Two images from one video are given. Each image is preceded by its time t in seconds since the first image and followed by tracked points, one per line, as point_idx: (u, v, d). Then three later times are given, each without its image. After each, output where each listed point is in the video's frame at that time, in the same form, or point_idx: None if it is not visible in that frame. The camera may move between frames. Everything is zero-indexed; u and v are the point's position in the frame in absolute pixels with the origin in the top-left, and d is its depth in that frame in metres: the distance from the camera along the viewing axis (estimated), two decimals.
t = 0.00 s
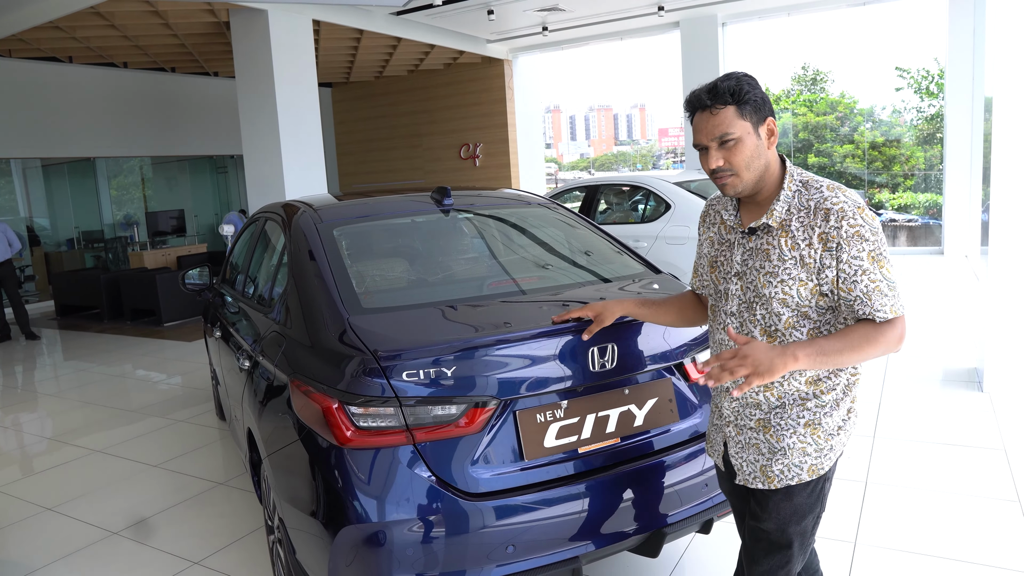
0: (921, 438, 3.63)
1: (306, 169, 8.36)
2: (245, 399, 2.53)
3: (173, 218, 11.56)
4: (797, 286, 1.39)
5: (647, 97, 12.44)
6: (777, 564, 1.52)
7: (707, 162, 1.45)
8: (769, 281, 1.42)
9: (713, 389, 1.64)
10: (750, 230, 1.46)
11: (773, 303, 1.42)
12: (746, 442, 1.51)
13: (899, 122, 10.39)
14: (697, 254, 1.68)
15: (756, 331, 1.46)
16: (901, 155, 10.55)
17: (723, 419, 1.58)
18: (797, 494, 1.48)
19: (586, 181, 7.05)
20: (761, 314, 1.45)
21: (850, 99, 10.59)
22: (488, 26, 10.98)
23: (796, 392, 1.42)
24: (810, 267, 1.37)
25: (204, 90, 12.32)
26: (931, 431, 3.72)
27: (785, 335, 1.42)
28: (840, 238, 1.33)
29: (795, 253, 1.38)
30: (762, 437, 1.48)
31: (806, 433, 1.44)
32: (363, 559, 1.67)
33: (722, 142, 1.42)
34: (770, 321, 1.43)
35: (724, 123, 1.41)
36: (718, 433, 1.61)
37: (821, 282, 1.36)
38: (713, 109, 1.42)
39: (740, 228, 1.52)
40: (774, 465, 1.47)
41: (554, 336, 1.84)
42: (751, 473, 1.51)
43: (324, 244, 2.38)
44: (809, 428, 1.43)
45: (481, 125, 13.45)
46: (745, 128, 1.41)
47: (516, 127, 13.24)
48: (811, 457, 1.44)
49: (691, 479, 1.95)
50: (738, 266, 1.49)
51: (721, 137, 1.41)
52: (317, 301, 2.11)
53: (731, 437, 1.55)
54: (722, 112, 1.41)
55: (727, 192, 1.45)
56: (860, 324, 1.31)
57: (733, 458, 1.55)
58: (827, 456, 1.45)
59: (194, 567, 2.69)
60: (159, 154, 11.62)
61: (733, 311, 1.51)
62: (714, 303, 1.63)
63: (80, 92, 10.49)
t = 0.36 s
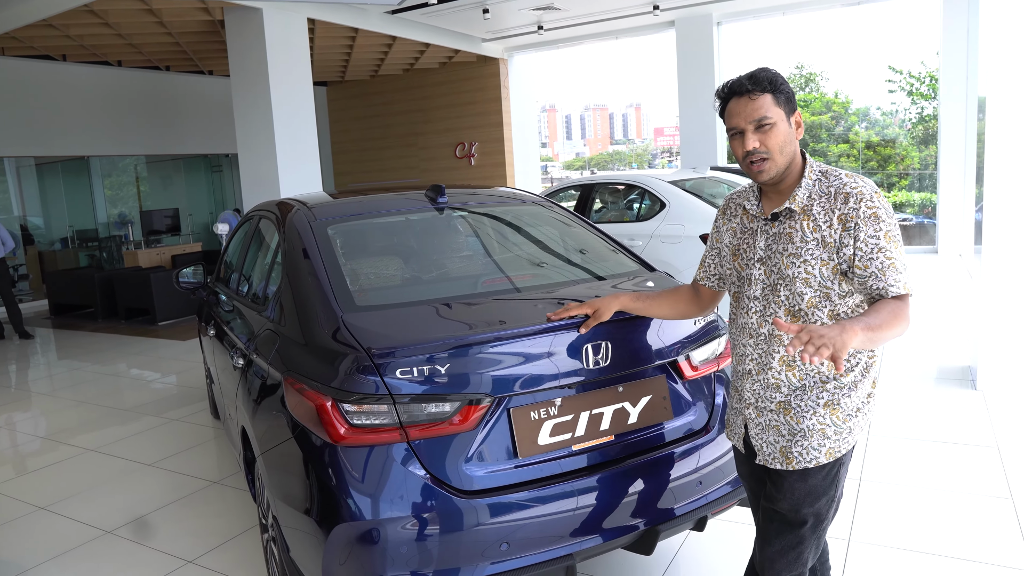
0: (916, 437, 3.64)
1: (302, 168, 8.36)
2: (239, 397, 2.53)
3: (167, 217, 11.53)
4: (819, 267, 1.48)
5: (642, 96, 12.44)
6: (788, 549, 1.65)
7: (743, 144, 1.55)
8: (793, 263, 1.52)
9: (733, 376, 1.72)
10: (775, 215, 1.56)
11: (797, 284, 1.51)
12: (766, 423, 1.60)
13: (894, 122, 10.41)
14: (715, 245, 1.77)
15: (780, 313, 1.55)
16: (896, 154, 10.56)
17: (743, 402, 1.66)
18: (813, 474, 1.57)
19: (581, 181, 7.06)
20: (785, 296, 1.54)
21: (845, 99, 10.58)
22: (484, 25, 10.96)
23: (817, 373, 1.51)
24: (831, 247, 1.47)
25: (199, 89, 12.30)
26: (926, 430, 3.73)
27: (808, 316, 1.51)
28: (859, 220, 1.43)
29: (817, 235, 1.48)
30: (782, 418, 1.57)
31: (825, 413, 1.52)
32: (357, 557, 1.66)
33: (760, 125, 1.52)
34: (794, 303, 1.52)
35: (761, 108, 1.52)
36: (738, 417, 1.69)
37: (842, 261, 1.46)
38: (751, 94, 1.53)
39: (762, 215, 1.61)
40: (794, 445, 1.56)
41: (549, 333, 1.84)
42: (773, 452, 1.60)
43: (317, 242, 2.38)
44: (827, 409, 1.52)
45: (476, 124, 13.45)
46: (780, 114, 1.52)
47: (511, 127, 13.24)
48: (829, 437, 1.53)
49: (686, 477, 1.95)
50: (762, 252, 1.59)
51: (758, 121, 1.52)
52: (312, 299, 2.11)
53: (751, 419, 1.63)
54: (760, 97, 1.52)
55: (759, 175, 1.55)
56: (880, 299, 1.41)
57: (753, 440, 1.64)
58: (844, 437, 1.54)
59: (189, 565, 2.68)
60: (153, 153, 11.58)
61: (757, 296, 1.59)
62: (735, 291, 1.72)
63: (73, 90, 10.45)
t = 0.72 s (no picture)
0: (907, 434, 3.66)
1: (294, 166, 8.33)
2: (231, 396, 2.52)
3: (158, 215, 11.47)
4: (823, 258, 1.50)
5: (634, 94, 12.43)
6: (791, 544, 1.66)
7: (740, 143, 1.55)
8: (797, 256, 1.53)
9: (739, 370, 1.74)
10: (776, 211, 1.57)
11: (801, 276, 1.52)
12: (773, 415, 1.62)
13: (885, 121, 10.47)
14: (716, 243, 1.79)
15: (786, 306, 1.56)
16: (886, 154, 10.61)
17: (750, 395, 1.68)
18: (819, 465, 1.60)
19: (574, 179, 7.06)
20: (789, 290, 1.55)
21: (836, 98, 10.63)
22: (477, 22, 10.95)
23: (825, 363, 1.54)
24: (833, 239, 1.49)
25: (190, 86, 12.26)
26: (916, 426, 3.75)
27: (814, 307, 1.52)
28: (859, 211, 1.46)
29: (819, 227, 1.50)
30: (789, 409, 1.60)
31: (832, 403, 1.55)
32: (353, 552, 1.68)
33: (755, 124, 1.52)
34: (799, 295, 1.53)
35: (756, 107, 1.53)
36: (744, 410, 1.72)
37: (845, 252, 1.48)
38: (746, 94, 1.53)
39: (762, 213, 1.62)
40: (803, 435, 1.59)
41: (542, 331, 1.85)
42: (780, 443, 1.63)
43: (310, 239, 2.37)
44: (834, 398, 1.55)
45: (469, 122, 13.44)
46: (775, 113, 1.53)
47: (504, 125, 13.24)
48: (836, 426, 1.56)
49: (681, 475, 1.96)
50: (765, 247, 1.60)
51: (754, 119, 1.52)
52: (304, 296, 2.10)
53: (757, 411, 1.66)
54: (755, 96, 1.53)
55: (756, 173, 1.55)
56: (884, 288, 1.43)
57: (759, 431, 1.67)
58: (850, 427, 1.56)
59: (182, 564, 2.67)
60: (144, 151, 11.52)
61: (762, 291, 1.60)
62: (738, 287, 1.73)
63: (63, 87, 10.39)
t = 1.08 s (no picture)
0: (896, 431, 3.70)
1: (283, 164, 8.30)
2: (221, 394, 2.51)
3: (146, 212, 11.40)
4: (810, 256, 1.51)
5: (623, 94, 12.44)
6: (791, 540, 1.67)
7: (722, 150, 1.56)
8: (784, 255, 1.54)
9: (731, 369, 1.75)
10: (761, 211, 1.59)
11: (789, 275, 1.54)
12: (768, 413, 1.64)
13: (873, 120, 10.53)
14: (703, 244, 1.80)
15: (776, 304, 1.57)
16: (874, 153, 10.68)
17: (744, 394, 1.70)
18: (816, 460, 1.62)
19: (564, 177, 7.07)
20: (779, 288, 1.57)
21: (823, 98, 10.71)
22: (466, 21, 10.94)
23: (817, 360, 1.55)
24: (818, 237, 1.50)
25: (178, 82, 12.17)
26: (903, 423, 3.80)
27: (804, 304, 1.54)
28: (839, 208, 1.47)
29: (803, 226, 1.51)
30: (783, 407, 1.61)
31: (826, 398, 1.57)
32: (345, 550, 1.69)
33: (737, 131, 1.53)
34: (789, 293, 1.55)
35: (737, 114, 1.53)
36: (738, 409, 1.73)
37: (829, 249, 1.50)
38: (727, 100, 1.53)
39: (747, 214, 1.63)
40: (797, 432, 1.60)
41: (534, 329, 1.85)
42: (775, 441, 1.64)
43: (302, 237, 2.37)
44: (827, 393, 1.56)
45: (459, 120, 13.42)
46: (756, 119, 1.54)
47: (494, 123, 13.23)
48: (830, 420, 1.58)
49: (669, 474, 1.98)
50: (752, 247, 1.61)
51: (736, 126, 1.53)
52: (295, 294, 2.10)
53: (751, 410, 1.67)
54: (736, 103, 1.53)
55: (739, 179, 1.56)
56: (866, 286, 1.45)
57: (754, 430, 1.68)
58: (844, 421, 1.58)
59: (171, 563, 2.67)
60: (131, 148, 11.43)
61: (751, 291, 1.62)
62: (726, 287, 1.74)
63: (49, 83, 10.29)
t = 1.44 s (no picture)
0: (881, 430, 3.76)
1: (272, 163, 8.27)
2: (213, 392, 2.51)
3: (132, 211, 11.31)
4: (789, 260, 1.54)
5: (612, 95, 12.47)
6: (774, 540, 1.70)
7: (712, 149, 1.58)
8: (764, 258, 1.56)
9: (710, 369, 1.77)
10: (744, 213, 1.60)
11: (769, 278, 1.56)
12: (748, 414, 1.66)
13: (859, 123, 10.63)
14: (685, 242, 1.82)
15: (756, 306, 1.60)
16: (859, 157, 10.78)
17: (723, 395, 1.72)
18: (796, 461, 1.64)
19: (554, 178, 7.09)
20: (759, 291, 1.59)
21: (809, 100, 10.80)
22: (456, 21, 10.94)
23: (795, 361, 1.58)
24: (799, 241, 1.52)
25: (165, 80, 12.10)
26: (890, 423, 3.85)
27: (783, 306, 1.57)
28: (820, 213, 1.49)
29: (785, 230, 1.54)
30: (763, 408, 1.63)
31: (805, 399, 1.59)
32: (339, 550, 1.69)
33: (728, 132, 1.55)
34: (768, 296, 1.58)
35: (729, 115, 1.55)
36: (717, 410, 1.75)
37: (809, 253, 1.52)
38: (720, 100, 1.55)
39: (730, 213, 1.65)
40: (778, 434, 1.62)
41: (527, 328, 1.87)
42: (755, 441, 1.66)
43: (295, 236, 2.37)
44: (806, 394, 1.59)
45: (448, 120, 13.41)
46: (748, 122, 1.56)
47: (483, 123, 13.24)
48: (809, 421, 1.60)
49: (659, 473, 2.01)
50: (733, 249, 1.63)
51: (726, 128, 1.55)
52: (290, 293, 2.10)
53: (731, 412, 1.69)
54: (729, 104, 1.54)
55: (725, 179, 1.58)
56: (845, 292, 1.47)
57: (734, 432, 1.70)
58: (823, 421, 1.61)
59: (162, 563, 2.66)
60: (117, 146, 11.34)
61: (731, 292, 1.64)
62: (706, 288, 1.76)
63: (37, 81, 10.20)
